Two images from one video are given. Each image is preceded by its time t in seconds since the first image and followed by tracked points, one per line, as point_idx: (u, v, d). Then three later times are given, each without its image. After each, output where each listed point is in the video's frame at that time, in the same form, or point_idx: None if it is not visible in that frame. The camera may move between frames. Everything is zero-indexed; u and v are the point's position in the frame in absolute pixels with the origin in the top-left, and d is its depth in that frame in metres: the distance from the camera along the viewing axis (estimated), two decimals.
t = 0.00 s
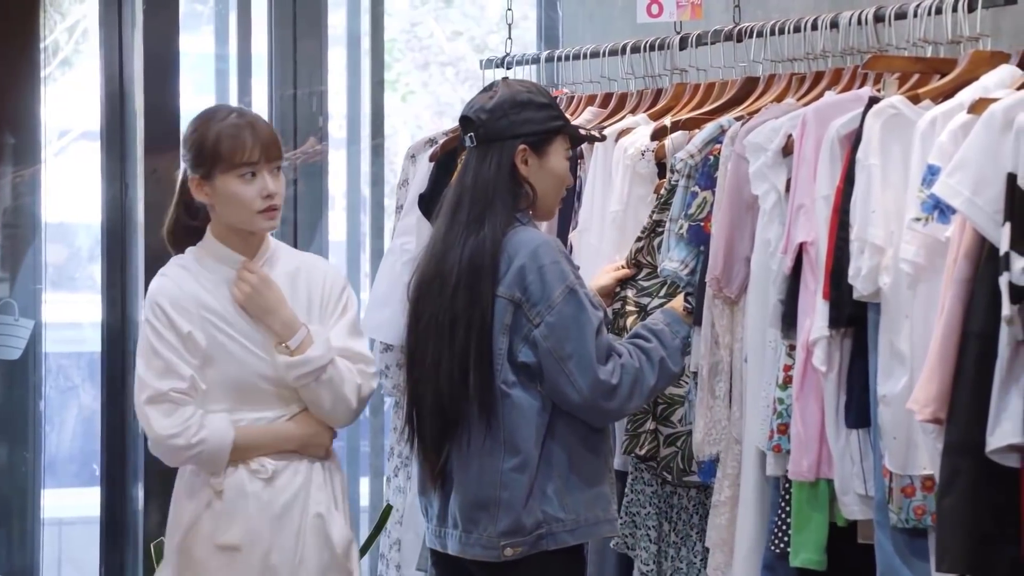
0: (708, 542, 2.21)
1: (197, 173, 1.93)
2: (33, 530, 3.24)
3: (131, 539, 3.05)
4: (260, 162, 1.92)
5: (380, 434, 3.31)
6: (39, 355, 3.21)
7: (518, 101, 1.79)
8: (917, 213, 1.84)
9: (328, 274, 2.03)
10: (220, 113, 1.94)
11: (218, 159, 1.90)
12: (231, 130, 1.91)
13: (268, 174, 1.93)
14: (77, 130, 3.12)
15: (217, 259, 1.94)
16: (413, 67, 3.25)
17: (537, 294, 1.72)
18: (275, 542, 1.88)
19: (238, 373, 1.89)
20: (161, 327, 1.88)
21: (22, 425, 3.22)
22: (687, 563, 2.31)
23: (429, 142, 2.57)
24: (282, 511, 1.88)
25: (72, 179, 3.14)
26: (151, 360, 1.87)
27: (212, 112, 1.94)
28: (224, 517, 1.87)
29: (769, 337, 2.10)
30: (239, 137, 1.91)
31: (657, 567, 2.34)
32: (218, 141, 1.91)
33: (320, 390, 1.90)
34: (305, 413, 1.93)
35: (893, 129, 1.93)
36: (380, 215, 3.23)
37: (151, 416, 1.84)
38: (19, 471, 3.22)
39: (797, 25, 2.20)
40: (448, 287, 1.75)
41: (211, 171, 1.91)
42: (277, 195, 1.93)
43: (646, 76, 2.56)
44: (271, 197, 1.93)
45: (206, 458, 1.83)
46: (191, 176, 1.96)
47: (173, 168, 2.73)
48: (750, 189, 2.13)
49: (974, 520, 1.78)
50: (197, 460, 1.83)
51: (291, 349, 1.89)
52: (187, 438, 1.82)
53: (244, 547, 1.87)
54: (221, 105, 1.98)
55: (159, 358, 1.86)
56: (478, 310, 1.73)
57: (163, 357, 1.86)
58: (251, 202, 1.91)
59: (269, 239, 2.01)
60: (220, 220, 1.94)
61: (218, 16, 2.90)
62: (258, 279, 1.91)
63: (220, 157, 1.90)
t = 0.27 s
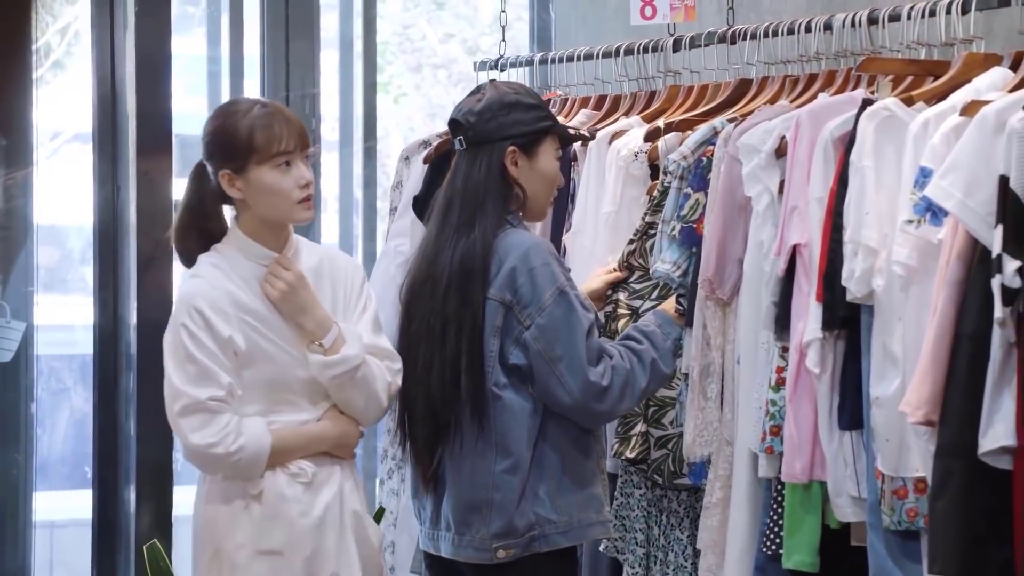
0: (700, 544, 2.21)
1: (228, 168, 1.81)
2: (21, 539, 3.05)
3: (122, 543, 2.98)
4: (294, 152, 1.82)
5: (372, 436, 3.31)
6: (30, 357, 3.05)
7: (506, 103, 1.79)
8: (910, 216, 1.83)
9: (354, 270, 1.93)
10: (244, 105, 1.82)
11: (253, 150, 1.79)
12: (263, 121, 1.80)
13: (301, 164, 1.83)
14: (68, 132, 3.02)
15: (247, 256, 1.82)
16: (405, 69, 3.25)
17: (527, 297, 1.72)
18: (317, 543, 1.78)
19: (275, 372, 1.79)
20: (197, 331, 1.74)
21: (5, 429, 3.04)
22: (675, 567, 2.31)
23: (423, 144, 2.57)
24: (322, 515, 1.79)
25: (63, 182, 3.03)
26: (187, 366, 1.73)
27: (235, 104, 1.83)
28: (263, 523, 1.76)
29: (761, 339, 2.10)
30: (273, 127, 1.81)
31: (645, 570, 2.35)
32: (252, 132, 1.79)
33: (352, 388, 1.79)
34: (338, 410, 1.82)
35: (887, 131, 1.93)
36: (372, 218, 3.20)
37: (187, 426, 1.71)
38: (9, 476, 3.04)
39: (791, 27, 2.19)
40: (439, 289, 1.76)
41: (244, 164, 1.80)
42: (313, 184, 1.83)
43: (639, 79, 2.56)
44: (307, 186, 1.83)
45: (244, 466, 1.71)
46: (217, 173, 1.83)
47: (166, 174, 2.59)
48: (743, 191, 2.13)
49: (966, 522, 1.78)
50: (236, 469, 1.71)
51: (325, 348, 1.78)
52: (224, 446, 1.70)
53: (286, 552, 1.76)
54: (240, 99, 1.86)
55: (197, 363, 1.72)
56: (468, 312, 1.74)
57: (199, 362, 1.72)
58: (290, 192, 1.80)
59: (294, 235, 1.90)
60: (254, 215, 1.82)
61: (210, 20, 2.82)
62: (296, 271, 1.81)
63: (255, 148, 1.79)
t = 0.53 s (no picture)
0: (694, 547, 2.21)
1: (253, 166, 1.66)
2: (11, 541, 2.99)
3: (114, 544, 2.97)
4: (323, 151, 1.69)
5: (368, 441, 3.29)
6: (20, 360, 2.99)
7: (495, 105, 1.80)
8: (902, 218, 1.83)
9: (369, 277, 1.79)
10: (268, 102, 1.68)
11: (283, 148, 1.65)
12: (291, 118, 1.67)
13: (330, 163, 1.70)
14: (59, 135, 2.99)
15: (271, 257, 1.67)
16: (397, 71, 3.21)
17: (517, 299, 1.72)
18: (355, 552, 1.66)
19: (306, 379, 1.64)
20: (231, 334, 1.58)
21: None
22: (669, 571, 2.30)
23: (417, 147, 2.58)
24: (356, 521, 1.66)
25: (53, 186, 2.99)
26: (222, 368, 1.58)
27: (257, 102, 1.68)
28: (298, 532, 1.62)
29: (753, 342, 2.10)
30: (302, 125, 1.67)
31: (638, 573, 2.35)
32: (283, 129, 1.65)
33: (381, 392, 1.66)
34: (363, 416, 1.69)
35: (877, 134, 1.93)
36: (365, 221, 3.20)
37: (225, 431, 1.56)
38: None
39: (783, 30, 2.20)
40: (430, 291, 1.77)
41: (273, 161, 1.65)
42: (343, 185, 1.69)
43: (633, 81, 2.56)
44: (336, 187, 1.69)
45: (281, 469, 1.57)
46: (239, 172, 1.68)
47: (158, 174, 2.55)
48: (735, 194, 2.13)
49: (958, 526, 1.77)
50: (272, 474, 1.57)
51: (353, 351, 1.65)
52: (261, 451, 1.55)
53: (325, 564, 1.63)
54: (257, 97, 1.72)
55: (232, 367, 1.57)
56: (459, 314, 1.75)
57: (237, 365, 1.57)
58: (319, 191, 1.67)
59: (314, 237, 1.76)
60: (279, 216, 1.67)
61: (202, 22, 2.81)
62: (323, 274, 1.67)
63: (286, 145, 1.65)
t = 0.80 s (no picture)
0: (683, 552, 2.21)
1: (308, 163, 1.69)
2: None
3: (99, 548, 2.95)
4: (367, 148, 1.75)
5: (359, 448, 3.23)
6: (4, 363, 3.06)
7: (480, 108, 1.80)
8: (889, 223, 1.83)
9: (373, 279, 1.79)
10: (313, 99, 1.71)
11: (339, 143, 1.69)
12: (342, 115, 1.71)
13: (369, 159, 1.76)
14: (46, 138, 3.01)
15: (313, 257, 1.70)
16: (386, 75, 3.21)
17: (506, 299, 1.73)
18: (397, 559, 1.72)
19: (350, 384, 1.68)
20: (293, 338, 1.60)
21: None
22: None
23: (408, 151, 2.57)
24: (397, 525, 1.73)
25: (39, 188, 3.02)
26: (284, 372, 1.60)
27: (301, 98, 1.71)
28: (348, 539, 1.68)
29: (741, 346, 2.10)
30: (350, 122, 1.72)
31: None
32: (340, 122, 1.70)
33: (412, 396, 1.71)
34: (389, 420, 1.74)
35: (865, 138, 1.93)
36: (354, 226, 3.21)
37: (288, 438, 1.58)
38: None
39: (771, 34, 2.20)
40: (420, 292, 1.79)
41: (330, 156, 1.69)
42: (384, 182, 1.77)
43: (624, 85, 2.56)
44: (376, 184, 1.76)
45: (336, 477, 1.62)
46: (289, 168, 1.69)
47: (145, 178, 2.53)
48: (723, 199, 2.13)
49: (944, 530, 1.77)
50: (327, 480, 1.61)
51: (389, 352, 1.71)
52: (326, 459, 1.59)
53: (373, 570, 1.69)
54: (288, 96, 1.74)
55: (294, 371, 1.60)
56: (449, 314, 1.76)
57: (299, 369, 1.60)
58: (370, 185, 1.73)
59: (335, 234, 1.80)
60: (331, 210, 1.71)
61: (189, 25, 2.78)
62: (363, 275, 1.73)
63: (344, 138, 1.70)
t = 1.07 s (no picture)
0: (668, 555, 2.20)
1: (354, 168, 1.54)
2: None
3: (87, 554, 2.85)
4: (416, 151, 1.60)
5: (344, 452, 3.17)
6: None
7: (464, 110, 1.81)
8: (877, 226, 1.84)
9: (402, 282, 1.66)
10: (356, 105, 1.57)
11: (384, 147, 1.55)
12: (388, 116, 1.56)
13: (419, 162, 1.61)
14: (32, 140, 2.90)
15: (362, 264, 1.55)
16: (373, 77, 3.10)
17: (490, 299, 1.73)
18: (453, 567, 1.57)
19: (404, 395, 1.53)
20: (357, 345, 1.45)
21: None
22: None
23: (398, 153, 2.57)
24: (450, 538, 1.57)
25: (26, 191, 2.90)
26: (346, 381, 1.44)
27: (345, 105, 1.57)
28: (405, 550, 1.52)
29: (727, 349, 2.10)
30: (398, 123, 1.57)
31: None
32: (384, 129, 1.55)
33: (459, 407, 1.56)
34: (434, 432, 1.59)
35: (853, 141, 1.93)
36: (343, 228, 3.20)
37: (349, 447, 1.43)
38: None
39: (759, 37, 2.19)
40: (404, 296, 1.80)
41: (376, 162, 1.55)
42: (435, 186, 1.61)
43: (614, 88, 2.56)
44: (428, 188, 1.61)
45: (395, 488, 1.47)
46: (334, 176, 1.55)
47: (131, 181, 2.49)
48: (710, 201, 2.13)
49: (932, 533, 1.78)
50: (387, 490, 1.46)
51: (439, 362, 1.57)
52: (387, 469, 1.44)
53: None
54: (331, 103, 1.59)
55: (354, 381, 1.44)
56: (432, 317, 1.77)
57: (362, 378, 1.45)
58: (419, 194, 1.58)
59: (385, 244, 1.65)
60: (380, 219, 1.56)
61: (177, 27, 2.72)
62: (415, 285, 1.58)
63: (389, 144, 1.55)
